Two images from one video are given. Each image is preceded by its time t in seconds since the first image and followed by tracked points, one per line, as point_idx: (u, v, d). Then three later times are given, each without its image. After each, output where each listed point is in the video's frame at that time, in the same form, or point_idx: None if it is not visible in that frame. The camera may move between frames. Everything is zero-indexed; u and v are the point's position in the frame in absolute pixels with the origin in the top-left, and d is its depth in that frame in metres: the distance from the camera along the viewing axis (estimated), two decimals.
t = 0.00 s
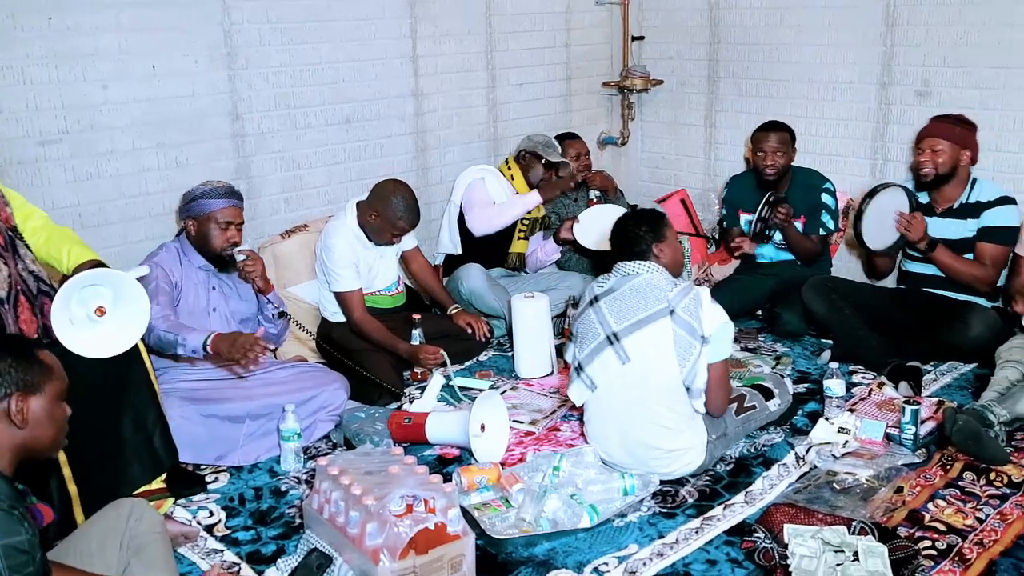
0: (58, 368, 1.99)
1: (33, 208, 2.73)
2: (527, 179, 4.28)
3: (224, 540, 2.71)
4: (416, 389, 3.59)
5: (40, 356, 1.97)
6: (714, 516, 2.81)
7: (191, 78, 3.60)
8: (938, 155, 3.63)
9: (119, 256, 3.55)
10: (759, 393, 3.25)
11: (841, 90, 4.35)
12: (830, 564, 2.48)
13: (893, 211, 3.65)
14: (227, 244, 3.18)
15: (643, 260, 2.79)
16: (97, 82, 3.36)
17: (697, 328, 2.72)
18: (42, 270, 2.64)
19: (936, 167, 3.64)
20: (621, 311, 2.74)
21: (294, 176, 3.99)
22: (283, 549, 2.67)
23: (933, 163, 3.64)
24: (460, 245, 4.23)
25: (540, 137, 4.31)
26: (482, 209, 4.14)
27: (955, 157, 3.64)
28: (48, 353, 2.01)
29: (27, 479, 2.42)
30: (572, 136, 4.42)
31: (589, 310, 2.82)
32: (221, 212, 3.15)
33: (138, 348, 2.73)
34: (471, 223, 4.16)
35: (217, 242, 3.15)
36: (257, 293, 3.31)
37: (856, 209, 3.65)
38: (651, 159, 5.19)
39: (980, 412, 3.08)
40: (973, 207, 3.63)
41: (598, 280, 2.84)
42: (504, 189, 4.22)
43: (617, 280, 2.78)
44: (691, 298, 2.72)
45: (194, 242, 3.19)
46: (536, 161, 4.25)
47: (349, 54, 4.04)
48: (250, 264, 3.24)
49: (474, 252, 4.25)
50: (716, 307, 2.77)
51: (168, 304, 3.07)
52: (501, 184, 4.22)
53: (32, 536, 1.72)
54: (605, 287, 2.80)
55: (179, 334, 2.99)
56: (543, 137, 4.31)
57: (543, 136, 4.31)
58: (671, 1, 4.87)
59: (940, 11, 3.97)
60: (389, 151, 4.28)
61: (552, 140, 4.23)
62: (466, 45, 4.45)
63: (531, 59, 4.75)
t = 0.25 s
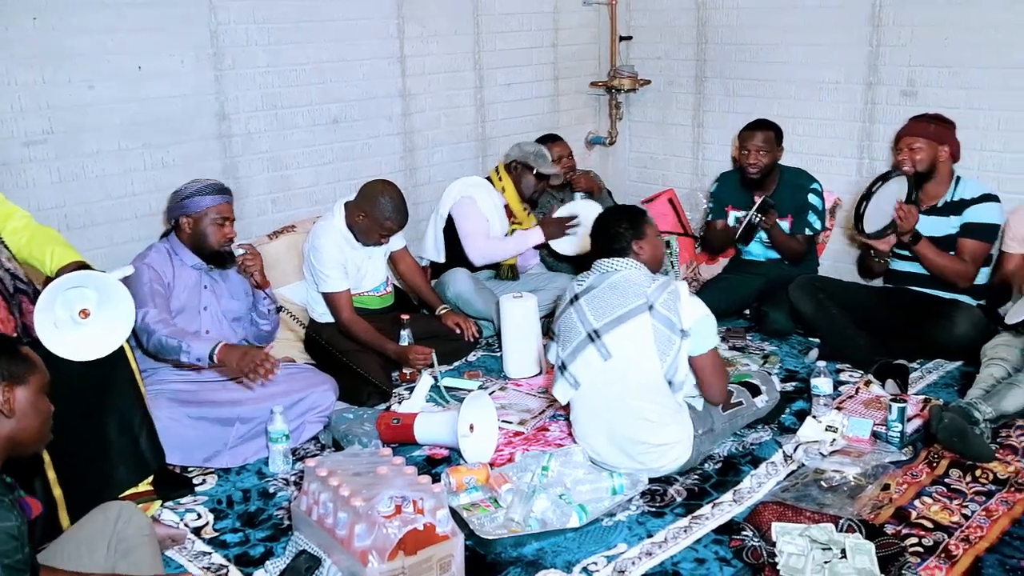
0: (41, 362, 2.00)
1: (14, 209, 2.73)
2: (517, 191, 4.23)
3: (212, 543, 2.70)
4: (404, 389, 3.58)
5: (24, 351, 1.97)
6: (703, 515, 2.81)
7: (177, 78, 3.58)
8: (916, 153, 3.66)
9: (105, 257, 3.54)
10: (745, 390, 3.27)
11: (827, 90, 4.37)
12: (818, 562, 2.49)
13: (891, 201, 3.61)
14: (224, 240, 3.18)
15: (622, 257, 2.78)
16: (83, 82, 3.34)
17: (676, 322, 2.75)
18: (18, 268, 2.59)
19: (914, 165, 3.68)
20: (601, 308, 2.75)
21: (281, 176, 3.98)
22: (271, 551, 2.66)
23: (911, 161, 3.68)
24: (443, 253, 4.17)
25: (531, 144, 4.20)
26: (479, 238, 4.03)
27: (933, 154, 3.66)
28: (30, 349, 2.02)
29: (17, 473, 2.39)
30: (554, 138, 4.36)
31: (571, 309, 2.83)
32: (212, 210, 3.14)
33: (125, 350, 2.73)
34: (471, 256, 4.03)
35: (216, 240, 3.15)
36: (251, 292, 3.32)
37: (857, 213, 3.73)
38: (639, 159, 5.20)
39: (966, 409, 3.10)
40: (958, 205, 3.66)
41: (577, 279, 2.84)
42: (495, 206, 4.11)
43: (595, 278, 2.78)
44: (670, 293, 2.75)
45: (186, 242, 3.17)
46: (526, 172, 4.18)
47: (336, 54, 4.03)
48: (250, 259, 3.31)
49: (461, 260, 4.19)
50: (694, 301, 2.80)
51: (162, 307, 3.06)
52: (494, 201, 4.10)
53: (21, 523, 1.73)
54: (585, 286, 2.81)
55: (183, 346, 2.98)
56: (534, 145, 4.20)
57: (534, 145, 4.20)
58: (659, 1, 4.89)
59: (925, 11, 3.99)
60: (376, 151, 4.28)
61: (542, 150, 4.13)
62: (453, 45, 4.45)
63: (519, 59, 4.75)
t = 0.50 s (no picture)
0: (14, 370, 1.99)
1: None
2: (482, 197, 4.21)
3: (187, 548, 2.68)
4: (382, 392, 3.57)
5: None
6: (680, 513, 2.83)
7: (150, 79, 3.56)
8: (887, 158, 3.69)
9: (77, 260, 3.50)
10: (722, 388, 3.29)
11: (801, 89, 4.40)
12: (793, 558, 2.51)
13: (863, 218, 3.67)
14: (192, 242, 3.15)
15: (596, 258, 2.81)
16: (53, 84, 3.31)
17: (652, 319, 2.75)
18: None
19: (884, 169, 3.71)
20: (577, 308, 2.75)
21: (256, 178, 3.96)
22: (247, 555, 2.65)
23: (882, 166, 3.71)
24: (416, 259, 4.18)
25: (492, 145, 4.19)
26: (445, 244, 4.03)
27: (902, 157, 3.69)
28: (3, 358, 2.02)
29: None
30: (523, 141, 4.36)
31: (547, 309, 2.84)
32: (175, 213, 3.09)
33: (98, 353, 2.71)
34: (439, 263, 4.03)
35: (181, 246, 3.11)
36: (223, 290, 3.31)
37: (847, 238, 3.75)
38: (615, 159, 5.21)
39: (938, 406, 3.13)
40: (931, 205, 3.69)
41: (554, 280, 2.85)
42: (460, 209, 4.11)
43: (571, 278, 2.80)
44: (645, 291, 2.75)
45: (151, 248, 3.14)
46: (487, 177, 4.18)
47: (310, 55, 4.01)
48: (217, 259, 3.27)
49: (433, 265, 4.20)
50: (670, 299, 2.79)
51: (132, 313, 3.07)
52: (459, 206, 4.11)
53: None
54: (561, 286, 2.82)
55: (161, 356, 3.02)
56: (496, 148, 4.18)
57: (495, 148, 4.18)
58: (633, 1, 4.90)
59: (896, 10, 4.02)
60: (352, 152, 4.26)
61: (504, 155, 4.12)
62: (428, 45, 4.44)
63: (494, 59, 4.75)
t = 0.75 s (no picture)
0: None
1: None
2: (437, 190, 4.21)
3: (163, 552, 2.66)
4: (359, 392, 3.55)
5: None
6: (657, 511, 2.83)
7: (122, 80, 3.52)
8: (864, 163, 3.72)
9: (50, 263, 3.46)
10: (699, 387, 3.30)
11: (775, 89, 4.43)
12: (770, 555, 2.53)
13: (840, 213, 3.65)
14: (148, 245, 3.10)
15: (583, 257, 2.81)
16: (23, 85, 3.27)
17: (633, 327, 2.77)
18: None
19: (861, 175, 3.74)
20: (559, 310, 2.75)
21: (231, 179, 3.93)
22: (224, 559, 2.62)
23: (859, 171, 3.74)
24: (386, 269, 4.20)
25: (434, 142, 4.23)
26: (403, 249, 4.08)
27: (878, 162, 3.73)
28: None
29: None
30: (499, 140, 4.37)
31: (528, 309, 2.84)
32: (128, 221, 3.03)
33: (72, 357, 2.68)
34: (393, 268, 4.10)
35: (136, 252, 3.05)
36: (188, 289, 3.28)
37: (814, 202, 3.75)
38: (591, 159, 5.23)
39: (912, 402, 3.16)
40: (905, 204, 3.73)
41: (536, 278, 2.85)
42: (414, 209, 4.13)
43: (554, 278, 2.80)
44: (627, 296, 2.76)
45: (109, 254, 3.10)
46: (439, 171, 4.18)
47: (285, 56, 3.99)
48: (176, 261, 3.23)
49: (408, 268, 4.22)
50: (651, 303, 2.83)
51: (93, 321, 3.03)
52: (414, 205, 4.13)
53: None
54: (543, 286, 2.82)
55: (118, 359, 3.02)
56: (437, 140, 4.24)
57: (436, 143, 4.22)
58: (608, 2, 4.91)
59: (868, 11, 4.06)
60: (327, 153, 4.25)
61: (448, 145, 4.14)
62: (404, 45, 4.43)
63: (470, 60, 4.74)
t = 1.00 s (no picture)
0: None
1: None
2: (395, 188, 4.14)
3: (143, 557, 2.64)
4: (340, 395, 3.54)
5: None
6: (639, 510, 2.84)
7: (99, 81, 3.49)
8: (846, 160, 3.74)
9: (26, 266, 3.43)
10: (681, 388, 3.31)
11: (753, 89, 4.45)
12: (751, 553, 2.54)
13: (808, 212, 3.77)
14: (110, 259, 3.04)
15: (583, 263, 2.77)
16: None
17: (630, 336, 2.74)
18: None
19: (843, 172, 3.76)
20: (557, 313, 2.74)
21: (209, 180, 3.91)
22: (205, 562, 2.61)
23: (841, 167, 3.75)
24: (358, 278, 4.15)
25: (378, 141, 4.15)
26: (364, 260, 4.02)
27: (862, 160, 3.75)
28: None
29: None
30: (481, 139, 4.38)
31: (525, 307, 2.82)
32: (90, 234, 2.98)
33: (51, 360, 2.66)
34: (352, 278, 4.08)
35: (97, 267, 3.01)
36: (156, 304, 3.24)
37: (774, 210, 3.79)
38: (570, 159, 5.24)
39: (891, 399, 3.19)
40: (883, 204, 3.76)
41: (537, 277, 2.82)
42: (373, 214, 4.06)
43: (555, 279, 2.77)
44: (627, 305, 2.74)
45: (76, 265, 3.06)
46: (392, 169, 4.11)
47: (263, 56, 3.97)
48: (137, 277, 3.09)
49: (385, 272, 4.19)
50: (650, 314, 2.80)
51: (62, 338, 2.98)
52: (374, 209, 4.07)
53: None
54: (543, 286, 2.79)
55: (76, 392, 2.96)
56: (379, 139, 4.15)
57: (379, 141, 4.13)
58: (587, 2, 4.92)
59: (844, 11, 4.09)
60: (307, 154, 4.23)
61: (390, 141, 4.07)
62: (383, 46, 4.42)
63: (449, 60, 4.74)
